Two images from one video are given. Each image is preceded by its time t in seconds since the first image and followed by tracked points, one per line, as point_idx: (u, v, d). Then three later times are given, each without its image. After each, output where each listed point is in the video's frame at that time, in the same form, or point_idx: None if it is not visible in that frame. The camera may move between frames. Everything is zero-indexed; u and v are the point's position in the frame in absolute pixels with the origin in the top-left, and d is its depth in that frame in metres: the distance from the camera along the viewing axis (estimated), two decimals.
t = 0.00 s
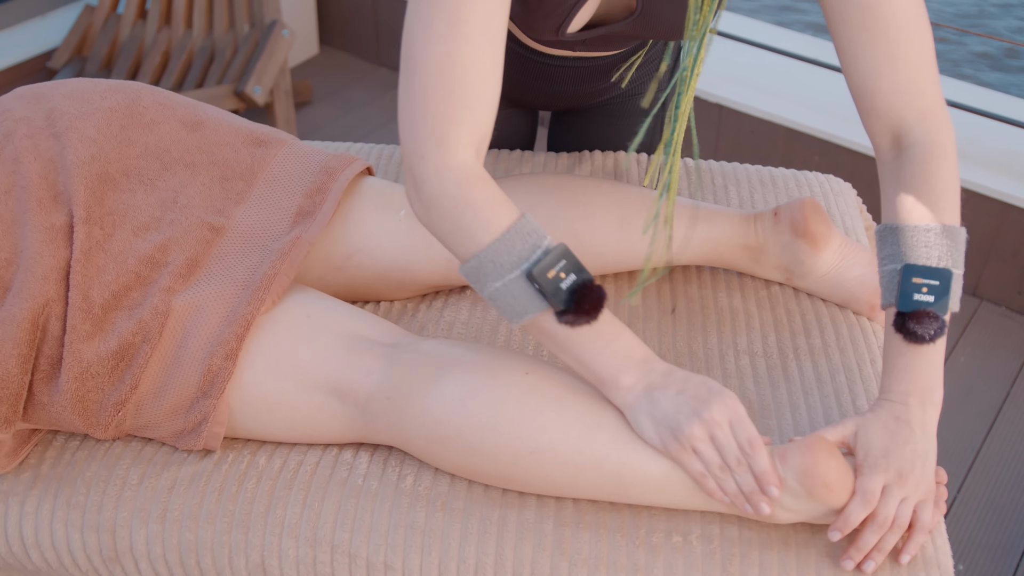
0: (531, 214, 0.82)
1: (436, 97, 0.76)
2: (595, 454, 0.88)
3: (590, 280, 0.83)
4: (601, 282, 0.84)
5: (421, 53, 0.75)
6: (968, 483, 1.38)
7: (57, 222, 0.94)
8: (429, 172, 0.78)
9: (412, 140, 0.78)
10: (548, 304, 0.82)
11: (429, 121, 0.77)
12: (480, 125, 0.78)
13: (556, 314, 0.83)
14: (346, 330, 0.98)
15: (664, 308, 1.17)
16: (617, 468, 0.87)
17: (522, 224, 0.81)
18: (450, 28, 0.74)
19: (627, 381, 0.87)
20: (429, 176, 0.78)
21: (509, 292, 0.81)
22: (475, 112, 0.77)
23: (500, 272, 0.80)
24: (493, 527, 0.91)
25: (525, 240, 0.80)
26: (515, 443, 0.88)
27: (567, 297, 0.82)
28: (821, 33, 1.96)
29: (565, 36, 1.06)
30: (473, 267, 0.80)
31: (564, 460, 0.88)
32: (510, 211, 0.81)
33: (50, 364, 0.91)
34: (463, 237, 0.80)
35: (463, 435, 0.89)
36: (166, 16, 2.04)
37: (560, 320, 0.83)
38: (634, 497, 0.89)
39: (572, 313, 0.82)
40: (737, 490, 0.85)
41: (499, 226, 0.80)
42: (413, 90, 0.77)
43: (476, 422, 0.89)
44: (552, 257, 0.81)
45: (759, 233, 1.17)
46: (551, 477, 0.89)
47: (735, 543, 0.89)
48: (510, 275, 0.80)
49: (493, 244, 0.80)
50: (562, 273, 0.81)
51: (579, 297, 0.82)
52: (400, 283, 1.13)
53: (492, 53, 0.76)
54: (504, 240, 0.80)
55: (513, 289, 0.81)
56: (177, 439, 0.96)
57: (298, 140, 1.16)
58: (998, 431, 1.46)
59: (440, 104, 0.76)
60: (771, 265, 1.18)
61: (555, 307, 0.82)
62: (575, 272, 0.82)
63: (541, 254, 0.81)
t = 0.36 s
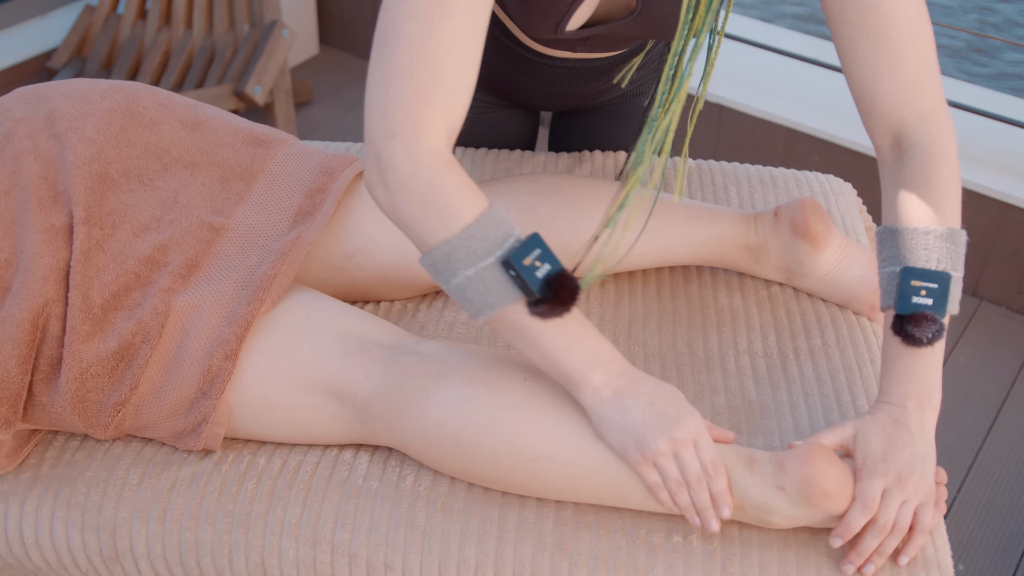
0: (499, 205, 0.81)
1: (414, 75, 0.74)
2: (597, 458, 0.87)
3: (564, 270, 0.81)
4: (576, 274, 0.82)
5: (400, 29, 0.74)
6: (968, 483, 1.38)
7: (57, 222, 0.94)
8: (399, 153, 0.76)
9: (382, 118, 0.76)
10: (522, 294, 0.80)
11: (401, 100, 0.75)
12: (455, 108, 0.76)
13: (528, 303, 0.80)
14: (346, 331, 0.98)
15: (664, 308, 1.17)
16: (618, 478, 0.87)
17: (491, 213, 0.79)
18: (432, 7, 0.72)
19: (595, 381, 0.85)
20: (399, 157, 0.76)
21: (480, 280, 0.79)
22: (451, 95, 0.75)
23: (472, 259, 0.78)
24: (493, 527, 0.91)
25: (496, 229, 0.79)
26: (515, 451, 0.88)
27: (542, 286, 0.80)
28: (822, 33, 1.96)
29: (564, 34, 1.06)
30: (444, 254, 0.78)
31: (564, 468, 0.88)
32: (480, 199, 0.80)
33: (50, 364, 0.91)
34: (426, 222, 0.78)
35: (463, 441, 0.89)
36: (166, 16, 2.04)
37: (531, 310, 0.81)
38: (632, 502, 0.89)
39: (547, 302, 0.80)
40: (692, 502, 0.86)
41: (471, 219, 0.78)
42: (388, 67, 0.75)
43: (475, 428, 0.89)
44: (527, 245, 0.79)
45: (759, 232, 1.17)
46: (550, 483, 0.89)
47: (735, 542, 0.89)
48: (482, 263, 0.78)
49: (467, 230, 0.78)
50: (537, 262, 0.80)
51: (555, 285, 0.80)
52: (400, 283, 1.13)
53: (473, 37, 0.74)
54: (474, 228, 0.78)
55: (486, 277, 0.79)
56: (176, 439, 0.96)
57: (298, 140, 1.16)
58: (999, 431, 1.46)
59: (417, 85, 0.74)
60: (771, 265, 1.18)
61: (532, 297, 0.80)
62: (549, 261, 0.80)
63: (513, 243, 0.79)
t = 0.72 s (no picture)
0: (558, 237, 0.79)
1: (457, 111, 0.74)
2: (598, 459, 0.88)
3: (622, 306, 0.80)
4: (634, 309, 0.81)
5: (436, 67, 0.74)
6: (968, 483, 1.38)
7: (57, 222, 0.94)
8: (451, 190, 0.76)
9: (431, 158, 0.76)
10: (578, 332, 0.79)
11: (446, 136, 0.75)
12: (501, 140, 0.76)
13: (586, 342, 0.79)
14: (347, 330, 0.98)
15: (665, 307, 1.17)
16: (625, 469, 0.87)
17: (547, 248, 0.78)
18: (465, 40, 0.73)
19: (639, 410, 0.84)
20: (451, 195, 0.76)
21: (536, 318, 0.78)
22: (494, 123, 0.75)
23: (527, 296, 0.77)
24: (493, 527, 0.91)
25: (553, 264, 0.77)
26: (520, 444, 0.88)
27: (598, 324, 0.78)
28: (822, 33, 1.96)
29: (575, 44, 1.07)
30: (500, 292, 0.78)
31: (570, 460, 0.88)
32: (536, 232, 0.78)
33: (50, 364, 0.91)
34: (487, 256, 0.77)
35: (466, 435, 0.89)
36: (166, 17, 2.04)
37: (590, 348, 0.79)
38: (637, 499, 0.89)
39: (604, 340, 0.79)
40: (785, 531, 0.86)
41: (527, 250, 0.77)
42: (430, 105, 0.75)
43: (479, 422, 0.89)
44: (582, 283, 0.78)
45: (759, 232, 1.17)
46: (555, 476, 0.89)
47: (735, 541, 0.89)
48: (538, 301, 0.77)
49: (519, 268, 0.77)
50: (593, 299, 0.78)
51: (613, 324, 0.79)
52: (400, 283, 1.13)
53: (509, 63, 0.74)
54: (531, 264, 0.77)
55: (541, 316, 0.78)
56: (177, 438, 0.96)
57: (298, 140, 1.16)
58: (998, 431, 1.46)
59: (461, 120, 0.74)
60: (771, 265, 1.18)
61: (585, 336, 0.79)
62: (606, 298, 0.79)
63: (569, 280, 0.78)
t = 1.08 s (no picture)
0: (589, 259, 0.81)
1: (481, 154, 0.76)
2: (598, 456, 0.88)
3: (652, 325, 0.81)
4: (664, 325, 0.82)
5: (462, 107, 0.76)
6: (968, 483, 1.38)
7: (57, 223, 0.94)
8: (481, 230, 0.78)
9: (462, 199, 0.79)
10: (612, 354, 0.80)
11: (475, 174, 0.77)
12: (528, 178, 0.77)
13: (621, 362, 0.81)
14: (346, 329, 0.98)
15: (665, 307, 1.17)
16: (625, 459, 0.88)
17: (576, 273, 0.79)
18: (489, 82, 0.75)
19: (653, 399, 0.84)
20: (482, 234, 0.79)
21: (569, 345, 0.80)
22: (521, 162, 0.76)
23: (559, 325, 0.79)
24: (493, 528, 0.91)
25: (580, 290, 0.79)
26: (520, 439, 0.88)
27: (630, 344, 0.80)
28: (822, 33, 1.96)
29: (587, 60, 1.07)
30: (533, 323, 0.80)
31: (569, 454, 0.88)
32: (566, 258, 0.80)
33: (50, 365, 0.91)
34: (520, 289, 0.79)
35: (465, 431, 0.89)
36: (166, 16, 2.04)
37: (625, 369, 0.81)
38: (638, 492, 0.89)
39: (638, 359, 0.80)
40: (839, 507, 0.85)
41: (557, 276, 0.79)
42: (458, 146, 0.77)
43: (478, 418, 0.89)
44: (610, 306, 0.79)
45: (759, 232, 1.17)
46: (554, 469, 0.89)
47: (735, 542, 0.89)
48: (569, 327, 0.79)
49: (548, 298, 0.79)
50: (622, 321, 0.80)
51: (645, 343, 0.80)
52: (400, 283, 1.13)
53: (534, 101, 0.76)
54: (559, 293, 0.79)
55: (574, 341, 0.80)
56: (177, 439, 0.96)
57: (298, 141, 1.16)
58: (999, 431, 1.46)
59: (486, 162, 0.76)
60: (771, 266, 1.18)
61: (619, 358, 0.80)
62: (635, 318, 0.80)
63: (599, 303, 0.80)
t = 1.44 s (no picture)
0: (623, 254, 0.82)
1: (507, 159, 0.78)
2: (597, 457, 0.88)
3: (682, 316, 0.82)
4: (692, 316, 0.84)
5: (483, 122, 0.78)
6: (968, 483, 1.38)
7: (57, 222, 0.94)
8: (516, 231, 0.81)
9: (497, 201, 0.81)
10: (644, 344, 0.82)
11: (505, 183, 0.79)
12: (557, 177, 0.79)
13: (651, 352, 0.82)
14: (345, 329, 0.98)
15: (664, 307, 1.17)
16: (623, 462, 0.88)
17: (609, 268, 0.81)
18: (503, 96, 0.76)
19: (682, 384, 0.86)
20: (518, 235, 0.81)
21: (603, 337, 0.82)
22: (547, 166, 0.78)
23: (593, 318, 0.81)
24: (493, 527, 0.91)
25: (612, 285, 0.81)
26: (519, 440, 0.88)
27: (660, 335, 0.81)
28: (821, 33, 1.96)
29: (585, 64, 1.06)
30: (570, 317, 0.82)
31: (568, 454, 0.88)
32: (600, 254, 0.82)
33: (50, 364, 0.91)
34: (556, 286, 0.82)
35: (465, 430, 0.89)
36: (166, 16, 2.04)
37: (656, 358, 0.83)
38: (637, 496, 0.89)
39: (665, 350, 0.82)
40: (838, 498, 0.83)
41: (591, 272, 0.81)
42: (485, 155, 0.79)
43: (476, 418, 0.89)
44: (641, 298, 0.81)
45: (759, 232, 1.17)
46: (554, 470, 0.89)
47: (736, 542, 0.89)
48: (603, 320, 0.81)
49: (582, 293, 0.81)
50: (652, 313, 0.81)
51: (671, 334, 0.82)
52: (400, 283, 1.13)
53: (550, 108, 0.77)
54: (592, 288, 0.81)
55: (608, 333, 0.81)
56: (177, 439, 0.96)
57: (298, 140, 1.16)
58: (998, 431, 1.46)
59: (513, 167, 0.78)
60: (771, 265, 1.18)
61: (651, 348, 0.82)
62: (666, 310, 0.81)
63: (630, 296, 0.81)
